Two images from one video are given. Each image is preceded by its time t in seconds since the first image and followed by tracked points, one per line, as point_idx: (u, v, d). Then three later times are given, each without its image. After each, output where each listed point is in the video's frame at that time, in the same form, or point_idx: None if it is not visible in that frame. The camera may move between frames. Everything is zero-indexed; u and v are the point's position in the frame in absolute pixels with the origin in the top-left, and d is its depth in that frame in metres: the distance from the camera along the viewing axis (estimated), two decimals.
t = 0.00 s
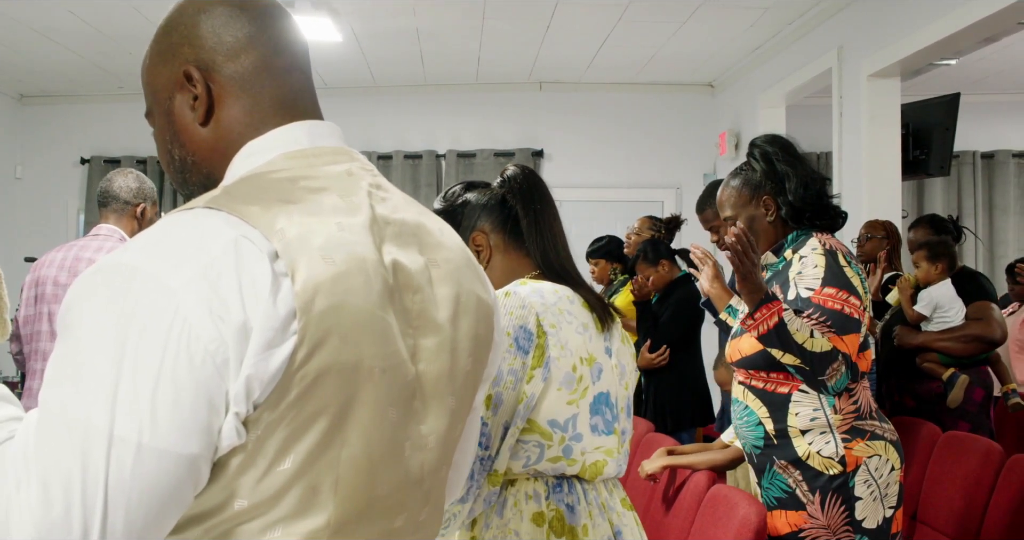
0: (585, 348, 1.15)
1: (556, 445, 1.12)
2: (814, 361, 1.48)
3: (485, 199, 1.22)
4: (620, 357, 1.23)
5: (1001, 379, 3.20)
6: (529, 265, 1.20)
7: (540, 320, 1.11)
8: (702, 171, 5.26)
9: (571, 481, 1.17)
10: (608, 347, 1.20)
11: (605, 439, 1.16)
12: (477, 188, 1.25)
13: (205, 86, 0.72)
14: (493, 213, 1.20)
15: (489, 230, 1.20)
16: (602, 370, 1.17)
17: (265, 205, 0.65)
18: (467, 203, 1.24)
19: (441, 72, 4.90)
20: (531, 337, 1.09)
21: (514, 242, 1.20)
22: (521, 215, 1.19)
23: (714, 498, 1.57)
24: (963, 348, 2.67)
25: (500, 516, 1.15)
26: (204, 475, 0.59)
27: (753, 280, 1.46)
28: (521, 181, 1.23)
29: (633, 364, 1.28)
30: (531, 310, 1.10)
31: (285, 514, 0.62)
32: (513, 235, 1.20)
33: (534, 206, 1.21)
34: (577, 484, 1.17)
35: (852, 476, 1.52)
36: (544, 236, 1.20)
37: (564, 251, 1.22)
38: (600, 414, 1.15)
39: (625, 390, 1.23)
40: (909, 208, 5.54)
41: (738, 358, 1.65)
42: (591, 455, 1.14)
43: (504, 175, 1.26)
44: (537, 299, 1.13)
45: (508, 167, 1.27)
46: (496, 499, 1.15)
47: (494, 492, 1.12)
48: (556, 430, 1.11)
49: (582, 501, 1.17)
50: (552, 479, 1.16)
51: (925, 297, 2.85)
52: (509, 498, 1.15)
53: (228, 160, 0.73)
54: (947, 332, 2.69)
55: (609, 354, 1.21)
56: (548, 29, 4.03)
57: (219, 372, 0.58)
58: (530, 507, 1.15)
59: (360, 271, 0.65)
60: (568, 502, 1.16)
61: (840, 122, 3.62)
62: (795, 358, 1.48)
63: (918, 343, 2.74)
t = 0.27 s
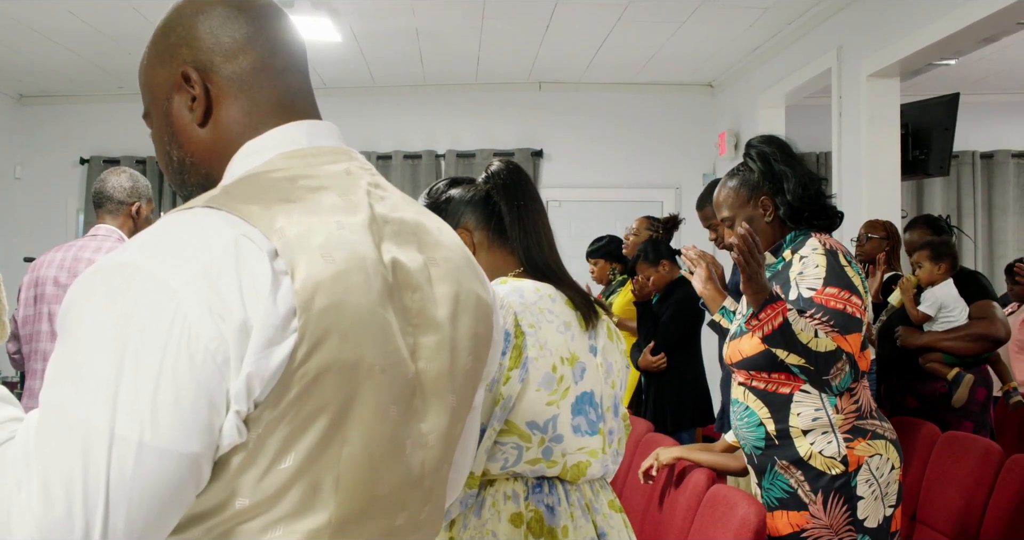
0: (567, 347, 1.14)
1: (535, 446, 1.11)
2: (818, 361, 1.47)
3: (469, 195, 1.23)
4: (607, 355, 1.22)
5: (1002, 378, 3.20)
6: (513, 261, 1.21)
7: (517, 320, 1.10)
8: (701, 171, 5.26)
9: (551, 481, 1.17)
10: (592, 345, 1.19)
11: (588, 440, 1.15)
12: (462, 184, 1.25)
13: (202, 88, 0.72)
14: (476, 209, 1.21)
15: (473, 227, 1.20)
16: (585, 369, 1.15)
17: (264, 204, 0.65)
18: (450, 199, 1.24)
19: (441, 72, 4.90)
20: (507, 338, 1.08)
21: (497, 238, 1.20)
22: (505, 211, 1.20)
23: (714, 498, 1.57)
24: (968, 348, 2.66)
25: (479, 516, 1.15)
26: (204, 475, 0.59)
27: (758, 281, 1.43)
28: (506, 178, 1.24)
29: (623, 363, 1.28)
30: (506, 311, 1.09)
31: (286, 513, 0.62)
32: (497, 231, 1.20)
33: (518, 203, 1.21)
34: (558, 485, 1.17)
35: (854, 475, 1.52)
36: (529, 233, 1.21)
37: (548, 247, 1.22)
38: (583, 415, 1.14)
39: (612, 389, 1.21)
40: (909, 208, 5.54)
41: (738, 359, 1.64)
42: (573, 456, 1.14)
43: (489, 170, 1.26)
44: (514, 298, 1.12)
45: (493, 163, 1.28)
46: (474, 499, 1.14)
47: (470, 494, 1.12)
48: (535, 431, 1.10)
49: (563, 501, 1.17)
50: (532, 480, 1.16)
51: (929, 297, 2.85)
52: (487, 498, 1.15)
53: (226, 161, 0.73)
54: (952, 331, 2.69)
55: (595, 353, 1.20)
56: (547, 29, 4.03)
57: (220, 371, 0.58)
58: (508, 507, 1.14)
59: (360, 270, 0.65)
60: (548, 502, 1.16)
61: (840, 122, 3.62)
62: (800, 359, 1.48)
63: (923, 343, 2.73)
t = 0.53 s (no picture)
0: (545, 347, 1.11)
1: (511, 450, 1.09)
2: (818, 361, 1.47)
3: (449, 191, 1.21)
4: (591, 354, 1.19)
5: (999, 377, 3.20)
6: (494, 259, 1.19)
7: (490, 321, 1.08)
8: (699, 172, 5.27)
9: (529, 484, 1.15)
10: (575, 345, 1.16)
11: (569, 442, 1.12)
12: (444, 181, 1.24)
13: (198, 88, 0.72)
14: (456, 206, 1.20)
15: (452, 224, 1.19)
16: (565, 370, 1.13)
17: (260, 204, 0.65)
18: (432, 196, 1.23)
19: (439, 72, 4.90)
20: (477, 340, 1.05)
21: (478, 235, 1.19)
22: (484, 208, 1.18)
23: (711, 498, 1.56)
24: (974, 347, 2.68)
25: (453, 519, 1.12)
26: (200, 474, 0.59)
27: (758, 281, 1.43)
28: (486, 175, 1.22)
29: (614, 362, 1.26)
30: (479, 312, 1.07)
31: (285, 512, 0.63)
32: (477, 229, 1.19)
33: (497, 199, 1.20)
34: (536, 488, 1.15)
35: (853, 476, 1.52)
36: (509, 230, 1.19)
37: (529, 244, 1.19)
38: (562, 417, 1.11)
39: (596, 389, 1.18)
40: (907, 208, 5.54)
41: (736, 360, 1.65)
42: (552, 459, 1.11)
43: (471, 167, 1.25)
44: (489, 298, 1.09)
45: (475, 158, 1.26)
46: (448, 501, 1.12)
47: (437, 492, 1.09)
48: (511, 435, 1.08)
49: (541, 505, 1.14)
50: (509, 483, 1.13)
51: (934, 297, 2.85)
52: (462, 500, 1.12)
53: (221, 162, 0.73)
54: (957, 332, 2.69)
55: (576, 353, 1.17)
56: (545, 29, 4.03)
57: (216, 369, 0.58)
58: (484, 510, 1.12)
59: (356, 269, 0.65)
60: (524, 505, 1.13)
61: (838, 122, 3.62)
62: (799, 358, 1.48)
63: (928, 343, 2.71)
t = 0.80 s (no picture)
0: (520, 350, 1.07)
1: (484, 456, 1.06)
2: (808, 361, 1.49)
3: (431, 189, 1.16)
4: (573, 356, 1.15)
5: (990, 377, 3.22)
6: (474, 259, 1.14)
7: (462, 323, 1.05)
8: (692, 172, 5.27)
9: (505, 490, 1.11)
10: (555, 347, 1.12)
11: (547, 447, 1.09)
12: (426, 177, 1.19)
13: (191, 86, 0.71)
14: (437, 205, 1.15)
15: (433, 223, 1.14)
16: (543, 373, 1.09)
17: (251, 205, 0.65)
18: (414, 194, 1.18)
19: (433, 72, 4.90)
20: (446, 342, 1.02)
21: (458, 234, 1.13)
22: (465, 206, 1.13)
23: (703, 499, 1.57)
24: (970, 345, 2.68)
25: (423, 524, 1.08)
26: (190, 475, 0.59)
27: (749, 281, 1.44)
28: (468, 171, 1.17)
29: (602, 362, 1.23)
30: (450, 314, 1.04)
31: (276, 514, 0.62)
32: (458, 228, 1.14)
33: (478, 196, 1.14)
34: (513, 494, 1.11)
35: (845, 476, 1.53)
36: (490, 228, 1.13)
37: (510, 242, 1.14)
38: (540, 421, 1.07)
39: (577, 392, 1.14)
40: (899, 207, 5.56)
41: (728, 360, 1.64)
42: (528, 465, 1.08)
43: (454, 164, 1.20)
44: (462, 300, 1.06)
45: (458, 154, 1.21)
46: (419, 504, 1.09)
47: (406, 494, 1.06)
48: (484, 440, 1.05)
49: (517, 511, 1.10)
50: (483, 488, 1.10)
51: (930, 297, 2.86)
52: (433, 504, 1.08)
53: (214, 161, 0.72)
54: (953, 331, 2.68)
55: (557, 355, 1.13)
56: (538, 29, 4.03)
57: (207, 372, 0.58)
58: (456, 515, 1.08)
59: (348, 270, 0.65)
60: (499, 511, 1.09)
61: (830, 122, 3.63)
62: (790, 358, 1.49)
63: (924, 342, 2.70)
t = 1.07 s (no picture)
0: (499, 354, 1.06)
1: (461, 462, 1.06)
2: (796, 361, 1.49)
3: (416, 189, 1.16)
4: (557, 359, 1.12)
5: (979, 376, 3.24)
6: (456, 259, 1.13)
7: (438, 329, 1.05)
8: (682, 172, 5.28)
9: (483, 496, 1.10)
10: (537, 350, 1.10)
11: (527, 453, 1.08)
12: (412, 176, 1.19)
13: (182, 85, 0.71)
14: (421, 206, 1.15)
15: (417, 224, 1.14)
16: (523, 377, 1.07)
17: (241, 206, 0.65)
18: (398, 193, 1.18)
19: (424, 72, 4.90)
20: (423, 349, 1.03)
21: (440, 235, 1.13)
22: (447, 207, 1.13)
23: (694, 498, 1.57)
24: (960, 345, 2.71)
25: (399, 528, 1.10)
26: (179, 476, 0.58)
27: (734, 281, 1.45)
28: (452, 171, 1.16)
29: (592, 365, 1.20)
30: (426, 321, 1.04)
31: (265, 516, 0.62)
32: (440, 228, 1.13)
33: (460, 197, 1.14)
34: (491, 500, 1.10)
35: (835, 476, 1.53)
36: (472, 229, 1.13)
37: (492, 243, 1.14)
38: (519, 427, 1.06)
39: (562, 397, 1.11)
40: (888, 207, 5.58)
41: (717, 360, 1.65)
42: (507, 472, 1.07)
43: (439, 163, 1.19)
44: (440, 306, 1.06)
45: (444, 153, 1.21)
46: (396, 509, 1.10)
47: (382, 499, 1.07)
48: (461, 445, 1.05)
49: (495, 517, 1.10)
50: (459, 494, 1.10)
51: (921, 296, 2.87)
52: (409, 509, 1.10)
53: (204, 160, 0.72)
54: (942, 331, 2.71)
55: (540, 359, 1.11)
56: (528, 29, 4.03)
57: (197, 373, 0.58)
58: (432, 520, 1.09)
59: (338, 271, 0.65)
60: (475, 517, 1.09)
61: (820, 122, 3.64)
62: (777, 358, 1.50)
63: (914, 342, 2.72)
